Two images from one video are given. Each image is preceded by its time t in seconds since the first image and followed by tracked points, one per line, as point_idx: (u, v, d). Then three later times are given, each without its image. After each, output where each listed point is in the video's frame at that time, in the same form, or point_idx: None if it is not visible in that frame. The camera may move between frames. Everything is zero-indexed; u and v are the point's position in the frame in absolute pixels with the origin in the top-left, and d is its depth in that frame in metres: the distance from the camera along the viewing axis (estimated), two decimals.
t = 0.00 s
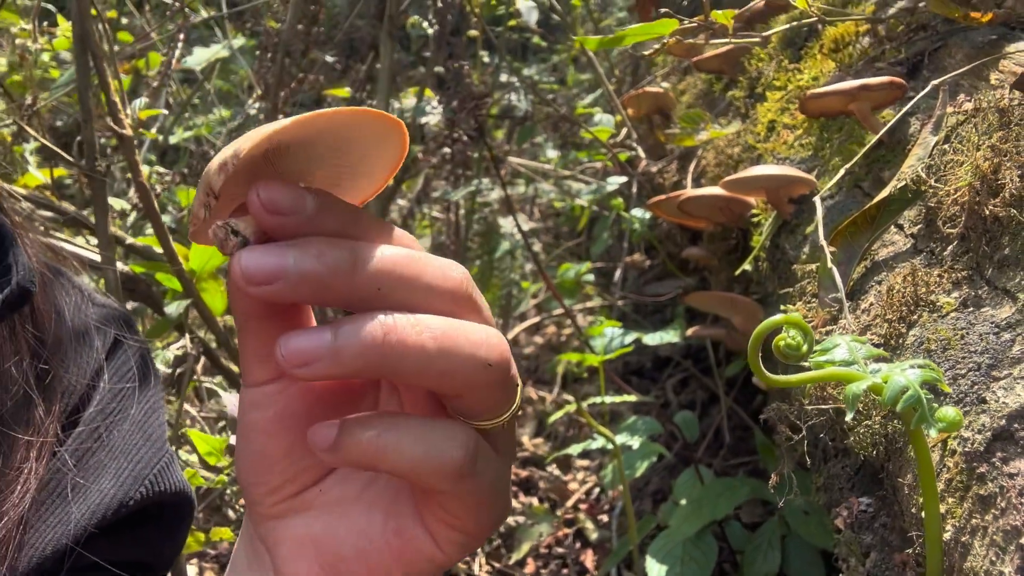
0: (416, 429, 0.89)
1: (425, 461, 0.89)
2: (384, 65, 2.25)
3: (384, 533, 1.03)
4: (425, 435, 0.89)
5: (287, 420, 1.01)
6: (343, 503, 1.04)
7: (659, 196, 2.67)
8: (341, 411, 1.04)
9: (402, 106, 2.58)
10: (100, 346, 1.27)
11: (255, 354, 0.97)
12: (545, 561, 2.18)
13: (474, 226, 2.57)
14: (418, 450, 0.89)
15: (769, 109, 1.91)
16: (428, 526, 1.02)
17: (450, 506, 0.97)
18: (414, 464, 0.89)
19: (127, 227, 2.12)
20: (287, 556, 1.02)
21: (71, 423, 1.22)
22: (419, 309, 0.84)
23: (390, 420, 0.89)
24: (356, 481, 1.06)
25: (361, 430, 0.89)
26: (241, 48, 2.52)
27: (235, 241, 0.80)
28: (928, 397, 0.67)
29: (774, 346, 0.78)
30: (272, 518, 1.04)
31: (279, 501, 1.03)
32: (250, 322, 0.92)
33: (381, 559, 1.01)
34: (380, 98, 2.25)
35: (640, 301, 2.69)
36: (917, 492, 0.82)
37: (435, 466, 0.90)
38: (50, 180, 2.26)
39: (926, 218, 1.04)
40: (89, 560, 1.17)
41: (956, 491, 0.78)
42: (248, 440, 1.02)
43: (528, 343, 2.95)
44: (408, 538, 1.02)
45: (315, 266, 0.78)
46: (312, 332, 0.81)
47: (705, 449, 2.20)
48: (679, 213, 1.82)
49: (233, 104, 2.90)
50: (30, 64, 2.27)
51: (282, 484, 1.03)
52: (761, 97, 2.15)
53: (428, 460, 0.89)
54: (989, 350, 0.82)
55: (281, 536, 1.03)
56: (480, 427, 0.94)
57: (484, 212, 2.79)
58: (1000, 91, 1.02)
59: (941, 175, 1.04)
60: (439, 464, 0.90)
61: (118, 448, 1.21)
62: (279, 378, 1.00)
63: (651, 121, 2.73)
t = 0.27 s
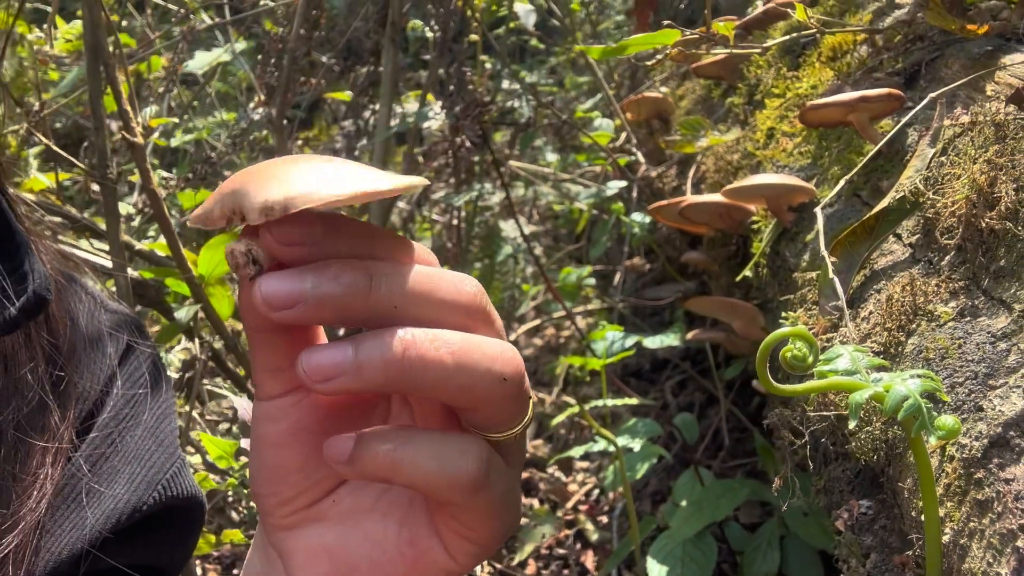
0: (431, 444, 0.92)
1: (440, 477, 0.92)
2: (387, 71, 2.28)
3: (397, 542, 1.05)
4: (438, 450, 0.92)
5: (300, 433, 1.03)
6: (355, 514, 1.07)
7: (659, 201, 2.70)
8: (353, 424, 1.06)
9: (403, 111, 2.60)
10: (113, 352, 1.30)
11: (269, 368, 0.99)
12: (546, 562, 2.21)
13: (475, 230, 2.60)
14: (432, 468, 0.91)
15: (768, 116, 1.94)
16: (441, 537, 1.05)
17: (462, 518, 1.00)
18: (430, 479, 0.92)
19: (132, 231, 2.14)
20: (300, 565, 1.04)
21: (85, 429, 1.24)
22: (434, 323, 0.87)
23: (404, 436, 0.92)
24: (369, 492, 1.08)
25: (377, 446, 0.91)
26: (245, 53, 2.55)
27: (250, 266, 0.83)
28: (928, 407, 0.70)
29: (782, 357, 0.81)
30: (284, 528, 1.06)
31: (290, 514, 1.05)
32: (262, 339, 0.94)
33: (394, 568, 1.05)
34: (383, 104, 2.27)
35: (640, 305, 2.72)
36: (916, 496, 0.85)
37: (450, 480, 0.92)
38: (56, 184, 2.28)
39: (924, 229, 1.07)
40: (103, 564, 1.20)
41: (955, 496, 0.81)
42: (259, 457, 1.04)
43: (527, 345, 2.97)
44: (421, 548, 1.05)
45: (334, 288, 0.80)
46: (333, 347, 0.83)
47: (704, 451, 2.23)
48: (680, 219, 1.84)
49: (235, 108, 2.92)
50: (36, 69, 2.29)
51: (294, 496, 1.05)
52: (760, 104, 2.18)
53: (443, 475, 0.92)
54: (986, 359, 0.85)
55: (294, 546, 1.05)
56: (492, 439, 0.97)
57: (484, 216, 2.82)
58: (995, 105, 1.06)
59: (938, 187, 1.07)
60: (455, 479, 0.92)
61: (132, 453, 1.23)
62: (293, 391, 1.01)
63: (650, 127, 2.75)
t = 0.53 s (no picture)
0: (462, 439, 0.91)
1: (470, 469, 0.91)
2: (387, 73, 2.28)
3: (421, 538, 1.04)
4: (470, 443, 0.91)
5: (325, 437, 1.07)
6: (377, 515, 1.07)
7: (658, 203, 2.71)
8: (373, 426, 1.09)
9: (403, 113, 2.60)
10: (115, 356, 1.30)
11: (293, 376, 1.04)
12: (546, 563, 2.21)
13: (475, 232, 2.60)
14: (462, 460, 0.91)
15: (768, 119, 1.94)
16: (464, 532, 1.03)
17: (491, 510, 0.98)
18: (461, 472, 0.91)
19: (132, 234, 2.14)
20: (321, 567, 1.05)
21: (89, 432, 1.24)
22: (474, 319, 0.89)
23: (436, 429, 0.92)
24: (389, 494, 1.09)
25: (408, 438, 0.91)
26: (245, 55, 2.55)
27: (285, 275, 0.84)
28: (933, 410, 0.71)
29: (787, 362, 0.80)
30: (304, 531, 1.07)
31: (308, 517, 1.07)
32: (285, 347, 1.00)
33: (417, 567, 1.04)
34: (383, 107, 2.27)
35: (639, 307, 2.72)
36: (919, 499, 0.85)
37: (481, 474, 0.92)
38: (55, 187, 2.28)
39: (925, 233, 1.08)
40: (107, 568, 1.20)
41: (958, 499, 0.81)
42: (284, 458, 1.07)
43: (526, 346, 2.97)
44: (445, 545, 1.04)
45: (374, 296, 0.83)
46: (382, 344, 0.85)
47: (703, 452, 2.23)
48: (680, 221, 1.84)
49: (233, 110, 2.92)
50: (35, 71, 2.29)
51: (314, 501, 1.07)
52: (759, 107, 2.18)
53: (475, 469, 0.91)
54: (988, 363, 0.85)
55: (314, 548, 1.06)
56: (522, 433, 0.99)
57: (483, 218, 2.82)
58: (995, 110, 1.07)
59: (940, 192, 1.07)
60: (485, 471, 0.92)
61: (136, 457, 1.24)
62: (316, 399, 1.06)
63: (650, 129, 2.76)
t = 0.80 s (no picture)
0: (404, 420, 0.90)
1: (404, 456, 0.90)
2: (384, 69, 2.28)
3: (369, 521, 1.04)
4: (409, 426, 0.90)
5: (281, 411, 1.02)
6: (332, 498, 1.05)
7: (656, 199, 2.71)
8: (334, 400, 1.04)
9: (400, 109, 2.60)
10: (114, 342, 1.29)
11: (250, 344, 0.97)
12: (545, 558, 2.21)
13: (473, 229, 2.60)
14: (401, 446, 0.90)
15: (764, 112, 1.94)
16: (417, 524, 1.02)
17: (438, 498, 0.97)
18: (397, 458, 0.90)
19: (129, 230, 2.14)
20: (275, 551, 1.03)
21: (88, 417, 1.24)
22: (418, 292, 0.85)
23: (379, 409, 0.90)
24: (347, 477, 1.06)
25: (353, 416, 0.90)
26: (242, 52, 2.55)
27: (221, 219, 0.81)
28: (926, 384, 0.71)
29: (782, 336, 0.82)
30: (261, 512, 1.05)
31: (265, 497, 1.05)
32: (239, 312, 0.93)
33: (368, 558, 1.03)
34: (380, 102, 2.27)
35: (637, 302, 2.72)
36: (914, 476, 0.86)
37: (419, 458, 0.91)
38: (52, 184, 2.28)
39: (920, 218, 1.08)
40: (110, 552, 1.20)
41: (953, 474, 0.81)
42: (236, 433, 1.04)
43: (524, 343, 2.97)
44: (395, 536, 1.03)
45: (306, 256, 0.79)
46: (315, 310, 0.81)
47: (701, 446, 2.23)
48: (677, 214, 1.85)
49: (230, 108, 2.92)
50: (33, 68, 2.28)
51: (268, 480, 1.04)
52: (757, 102, 2.18)
53: (417, 450, 0.90)
54: (982, 341, 0.86)
55: (269, 533, 1.04)
56: (474, 418, 0.96)
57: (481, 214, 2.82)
58: (989, 96, 1.08)
59: (935, 177, 1.08)
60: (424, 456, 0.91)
61: (135, 442, 1.23)
62: (274, 369, 1.00)
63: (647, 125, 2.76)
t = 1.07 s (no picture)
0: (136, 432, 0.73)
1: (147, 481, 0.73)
2: (382, 72, 2.26)
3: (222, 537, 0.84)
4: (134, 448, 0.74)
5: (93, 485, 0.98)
6: None
7: (657, 202, 2.69)
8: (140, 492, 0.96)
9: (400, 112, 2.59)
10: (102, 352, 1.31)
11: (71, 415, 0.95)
12: (546, 565, 2.19)
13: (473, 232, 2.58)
14: (163, 440, 0.74)
15: (767, 115, 1.93)
16: None
17: None
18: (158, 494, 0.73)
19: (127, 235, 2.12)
20: None
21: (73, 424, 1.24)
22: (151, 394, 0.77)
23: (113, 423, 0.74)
24: None
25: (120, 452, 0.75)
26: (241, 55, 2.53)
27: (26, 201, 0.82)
28: (939, 400, 0.70)
29: (791, 351, 0.79)
30: None
31: None
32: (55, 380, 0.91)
33: None
34: (380, 106, 2.26)
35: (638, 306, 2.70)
36: (926, 491, 0.84)
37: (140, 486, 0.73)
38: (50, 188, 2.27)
39: (927, 225, 1.07)
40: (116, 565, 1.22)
41: (965, 491, 0.80)
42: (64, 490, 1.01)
43: (524, 347, 2.95)
44: None
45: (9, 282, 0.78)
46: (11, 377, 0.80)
47: (704, 452, 2.22)
48: (680, 218, 1.83)
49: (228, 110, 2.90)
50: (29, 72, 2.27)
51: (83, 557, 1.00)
52: (758, 104, 2.16)
53: None
54: (995, 353, 0.84)
55: None
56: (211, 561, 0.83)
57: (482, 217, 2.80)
58: (998, 101, 1.06)
59: (943, 182, 1.07)
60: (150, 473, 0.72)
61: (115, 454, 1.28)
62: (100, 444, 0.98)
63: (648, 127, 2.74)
